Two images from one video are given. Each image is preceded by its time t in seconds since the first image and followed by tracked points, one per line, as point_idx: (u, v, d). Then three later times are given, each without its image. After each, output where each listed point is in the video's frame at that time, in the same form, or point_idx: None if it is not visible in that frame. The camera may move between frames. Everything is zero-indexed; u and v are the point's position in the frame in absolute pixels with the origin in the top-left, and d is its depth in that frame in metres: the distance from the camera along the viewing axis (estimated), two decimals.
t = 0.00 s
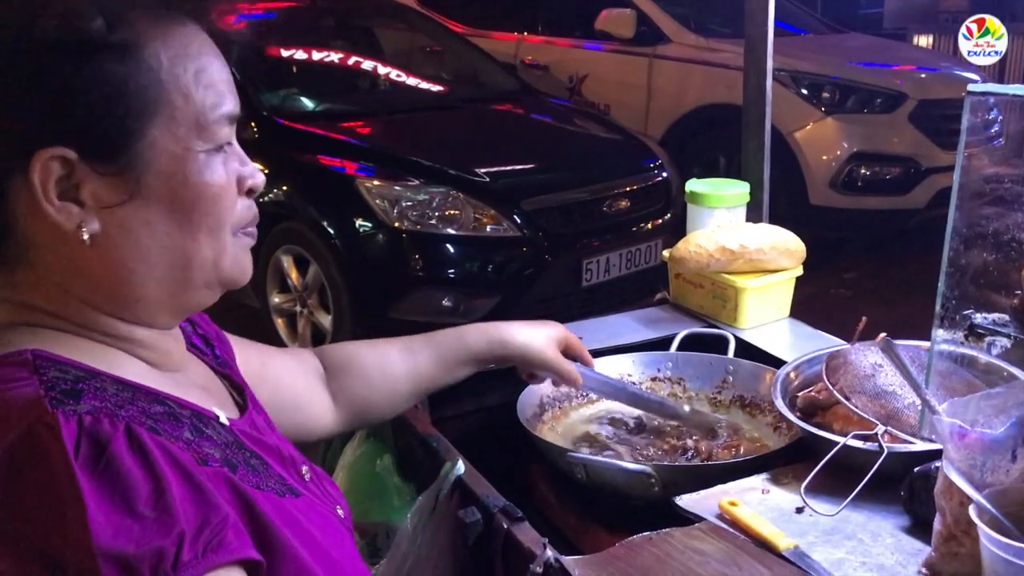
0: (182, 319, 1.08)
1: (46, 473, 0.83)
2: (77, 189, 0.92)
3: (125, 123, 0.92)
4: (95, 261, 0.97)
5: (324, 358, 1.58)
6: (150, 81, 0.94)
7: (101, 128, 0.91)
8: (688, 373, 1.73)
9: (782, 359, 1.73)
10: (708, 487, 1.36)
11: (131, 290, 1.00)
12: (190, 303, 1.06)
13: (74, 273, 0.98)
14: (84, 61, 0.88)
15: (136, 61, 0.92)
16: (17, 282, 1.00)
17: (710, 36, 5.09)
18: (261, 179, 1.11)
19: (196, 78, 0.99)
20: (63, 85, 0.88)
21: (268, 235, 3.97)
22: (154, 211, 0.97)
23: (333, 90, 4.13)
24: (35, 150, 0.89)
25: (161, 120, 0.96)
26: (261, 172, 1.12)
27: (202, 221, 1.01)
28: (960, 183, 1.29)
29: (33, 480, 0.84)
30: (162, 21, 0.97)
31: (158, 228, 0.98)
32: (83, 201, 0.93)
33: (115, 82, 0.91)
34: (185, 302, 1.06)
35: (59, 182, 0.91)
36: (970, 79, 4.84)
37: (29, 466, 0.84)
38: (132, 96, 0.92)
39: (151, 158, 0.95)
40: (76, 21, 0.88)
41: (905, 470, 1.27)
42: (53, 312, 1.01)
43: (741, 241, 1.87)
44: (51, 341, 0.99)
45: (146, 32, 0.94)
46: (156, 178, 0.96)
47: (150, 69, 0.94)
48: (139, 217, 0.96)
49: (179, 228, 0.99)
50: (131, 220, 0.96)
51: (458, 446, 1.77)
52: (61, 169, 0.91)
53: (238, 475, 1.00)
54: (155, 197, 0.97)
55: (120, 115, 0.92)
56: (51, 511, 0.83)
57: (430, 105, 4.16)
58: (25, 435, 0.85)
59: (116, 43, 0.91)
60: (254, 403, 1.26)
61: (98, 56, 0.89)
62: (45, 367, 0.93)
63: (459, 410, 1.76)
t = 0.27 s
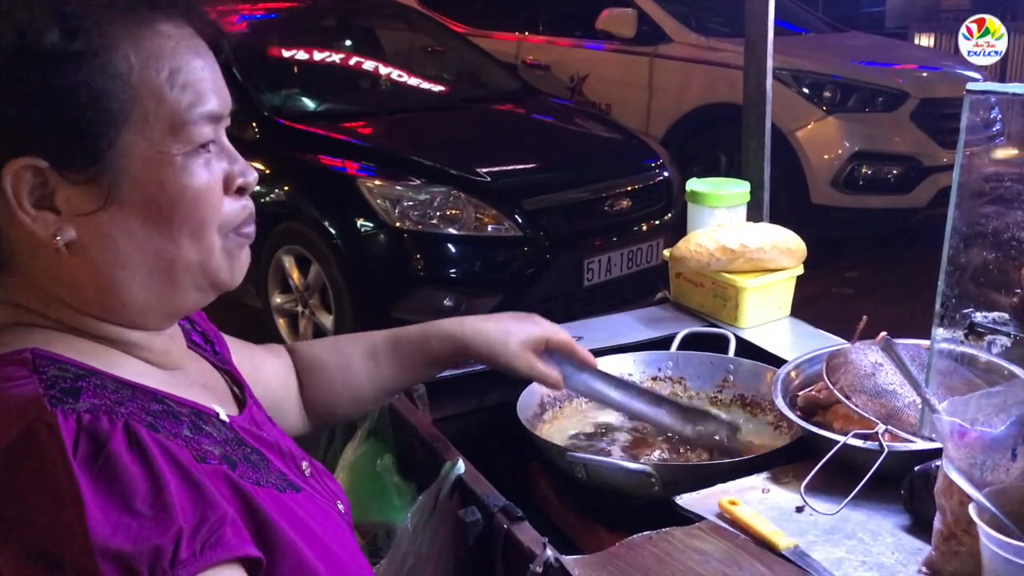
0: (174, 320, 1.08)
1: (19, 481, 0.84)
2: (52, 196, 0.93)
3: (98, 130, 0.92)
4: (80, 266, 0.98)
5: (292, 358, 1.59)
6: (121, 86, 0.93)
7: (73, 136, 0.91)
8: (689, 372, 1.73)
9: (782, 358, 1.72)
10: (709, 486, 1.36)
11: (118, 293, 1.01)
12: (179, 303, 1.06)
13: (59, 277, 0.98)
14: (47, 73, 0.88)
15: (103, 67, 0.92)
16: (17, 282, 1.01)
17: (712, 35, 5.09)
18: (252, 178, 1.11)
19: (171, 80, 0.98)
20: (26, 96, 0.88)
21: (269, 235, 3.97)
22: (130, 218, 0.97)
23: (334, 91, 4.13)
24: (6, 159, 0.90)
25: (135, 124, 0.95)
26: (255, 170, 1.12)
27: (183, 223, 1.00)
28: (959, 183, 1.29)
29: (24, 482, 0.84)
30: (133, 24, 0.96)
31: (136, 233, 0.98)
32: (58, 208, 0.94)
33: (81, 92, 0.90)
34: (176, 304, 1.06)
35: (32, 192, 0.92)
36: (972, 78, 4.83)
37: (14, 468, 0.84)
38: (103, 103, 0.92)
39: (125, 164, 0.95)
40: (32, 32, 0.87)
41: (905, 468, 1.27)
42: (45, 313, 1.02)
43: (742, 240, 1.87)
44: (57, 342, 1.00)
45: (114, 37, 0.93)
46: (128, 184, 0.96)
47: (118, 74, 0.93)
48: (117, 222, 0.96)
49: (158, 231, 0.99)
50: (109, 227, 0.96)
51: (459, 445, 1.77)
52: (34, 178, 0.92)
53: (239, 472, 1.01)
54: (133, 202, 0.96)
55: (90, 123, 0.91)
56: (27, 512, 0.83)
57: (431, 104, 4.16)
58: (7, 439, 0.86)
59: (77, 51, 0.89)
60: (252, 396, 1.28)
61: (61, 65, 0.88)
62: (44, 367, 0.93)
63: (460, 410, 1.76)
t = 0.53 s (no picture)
0: (171, 321, 1.08)
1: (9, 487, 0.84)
2: (45, 200, 0.93)
3: (87, 134, 0.92)
4: (77, 268, 0.98)
5: (239, 351, 1.64)
6: (108, 87, 0.93)
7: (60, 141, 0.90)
8: (686, 373, 1.74)
9: (780, 358, 1.72)
10: (706, 486, 1.36)
11: (113, 294, 1.01)
12: (176, 303, 1.06)
13: (54, 278, 0.99)
14: (26, 79, 0.87)
15: (85, 71, 0.91)
16: (15, 284, 1.02)
17: (709, 36, 5.09)
18: (245, 173, 1.10)
19: (156, 77, 0.97)
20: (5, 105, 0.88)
21: (267, 237, 3.97)
22: (123, 220, 0.97)
23: (332, 92, 4.13)
24: None
25: (124, 126, 0.94)
26: (248, 163, 1.11)
27: (176, 222, 1.00)
28: (956, 183, 1.28)
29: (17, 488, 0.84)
30: (115, 23, 0.94)
31: (128, 234, 0.98)
32: (50, 212, 0.93)
33: (60, 97, 0.89)
34: (172, 304, 1.06)
35: (25, 194, 0.92)
36: (969, 78, 4.84)
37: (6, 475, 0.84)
38: (88, 106, 0.91)
39: (113, 167, 0.94)
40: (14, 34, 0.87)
41: (902, 468, 1.27)
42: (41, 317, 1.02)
43: (739, 240, 1.87)
44: (56, 342, 1.00)
45: (96, 37, 0.92)
46: (120, 185, 0.95)
47: (101, 77, 0.92)
48: (110, 224, 0.96)
49: (152, 230, 0.99)
50: (102, 230, 0.96)
51: (456, 446, 1.76)
52: (25, 181, 0.91)
53: (235, 473, 1.00)
54: (125, 203, 0.96)
55: (78, 126, 0.91)
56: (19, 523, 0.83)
57: (429, 106, 4.16)
58: None
59: (57, 55, 0.89)
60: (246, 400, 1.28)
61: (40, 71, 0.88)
62: (39, 368, 0.93)
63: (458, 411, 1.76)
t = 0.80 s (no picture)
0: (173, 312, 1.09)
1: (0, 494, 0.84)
2: (36, 207, 0.92)
3: (70, 139, 0.91)
4: (71, 271, 0.98)
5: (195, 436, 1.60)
6: (89, 91, 0.92)
7: (45, 147, 0.90)
8: (683, 374, 1.74)
9: (777, 359, 1.72)
10: (703, 487, 1.36)
11: (111, 293, 1.01)
12: (174, 295, 1.06)
13: (51, 282, 0.99)
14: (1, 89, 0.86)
15: (62, 75, 0.90)
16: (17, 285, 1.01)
17: (705, 37, 5.10)
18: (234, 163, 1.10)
19: (135, 74, 0.96)
20: None
21: (263, 239, 3.97)
22: (116, 221, 0.97)
23: (328, 93, 4.13)
24: None
25: (106, 128, 0.94)
26: (235, 150, 1.11)
27: (168, 218, 1.00)
28: (952, 185, 1.28)
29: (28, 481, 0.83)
30: (89, 20, 0.93)
31: (121, 233, 0.98)
32: (43, 219, 0.93)
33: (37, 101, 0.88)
34: (169, 297, 1.06)
35: (15, 205, 0.91)
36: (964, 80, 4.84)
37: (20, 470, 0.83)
38: (69, 111, 0.90)
39: (101, 169, 0.94)
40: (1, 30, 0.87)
41: (899, 468, 1.27)
42: (41, 314, 1.02)
43: (736, 242, 1.87)
44: (65, 336, 1.01)
45: (70, 37, 0.91)
46: (108, 187, 0.95)
47: (80, 80, 0.91)
48: (101, 224, 0.96)
49: (145, 228, 0.99)
50: (96, 231, 0.96)
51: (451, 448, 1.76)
52: (14, 194, 0.91)
53: (241, 465, 1.00)
54: (116, 203, 0.96)
55: (61, 133, 0.90)
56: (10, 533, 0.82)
57: (425, 107, 4.16)
58: None
59: (28, 64, 0.87)
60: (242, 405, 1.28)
61: (13, 81, 0.86)
62: (51, 359, 0.94)
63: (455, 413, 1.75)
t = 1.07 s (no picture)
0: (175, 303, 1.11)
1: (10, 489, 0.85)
2: (42, 207, 0.94)
3: (73, 137, 0.92)
4: (76, 268, 0.99)
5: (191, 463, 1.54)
6: (89, 89, 0.93)
7: (49, 145, 0.91)
8: (680, 376, 1.73)
9: (773, 361, 1.72)
10: (700, 489, 1.36)
11: (117, 288, 1.03)
12: (178, 284, 1.08)
13: (58, 279, 1.00)
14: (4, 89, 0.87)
15: (60, 74, 0.90)
16: (27, 282, 1.01)
17: (701, 38, 5.11)
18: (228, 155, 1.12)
19: (132, 70, 0.97)
20: None
21: (260, 240, 3.96)
22: (122, 213, 0.98)
23: (324, 94, 4.13)
24: None
25: (108, 124, 0.95)
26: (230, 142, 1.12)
27: (168, 211, 1.02)
28: (948, 186, 1.28)
29: (48, 469, 0.84)
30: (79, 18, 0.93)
31: (126, 228, 0.99)
32: (48, 217, 0.94)
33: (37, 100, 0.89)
34: (172, 287, 1.08)
35: (20, 205, 0.92)
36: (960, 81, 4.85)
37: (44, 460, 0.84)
38: (71, 109, 0.91)
39: (104, 165, 0.95)
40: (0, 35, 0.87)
41: (895, 469, 1.27)
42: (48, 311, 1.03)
43: (732, 243, 1.87)
44: (76, 331, 1.01)
45: (65, 36, 0.91)
46: (112, 182, 0.96)
47: (80, 78, 0.92)
48: (106, 220, 0.97)
49: (150, 219, 1.01)
50: (100, 225, 0.97)
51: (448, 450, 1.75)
52: (19, 193, 0.91)
53: (248, 462, 1.00)
54: (121, 198, 0.98)
55: (64, 132, 0.91)
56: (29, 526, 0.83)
57: (422, 108, 4.16)
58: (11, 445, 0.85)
59: (29, 63, 0.88)
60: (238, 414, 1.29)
61: (15, 80, 0.87)
62: (71, 352, 0.95)
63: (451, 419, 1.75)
